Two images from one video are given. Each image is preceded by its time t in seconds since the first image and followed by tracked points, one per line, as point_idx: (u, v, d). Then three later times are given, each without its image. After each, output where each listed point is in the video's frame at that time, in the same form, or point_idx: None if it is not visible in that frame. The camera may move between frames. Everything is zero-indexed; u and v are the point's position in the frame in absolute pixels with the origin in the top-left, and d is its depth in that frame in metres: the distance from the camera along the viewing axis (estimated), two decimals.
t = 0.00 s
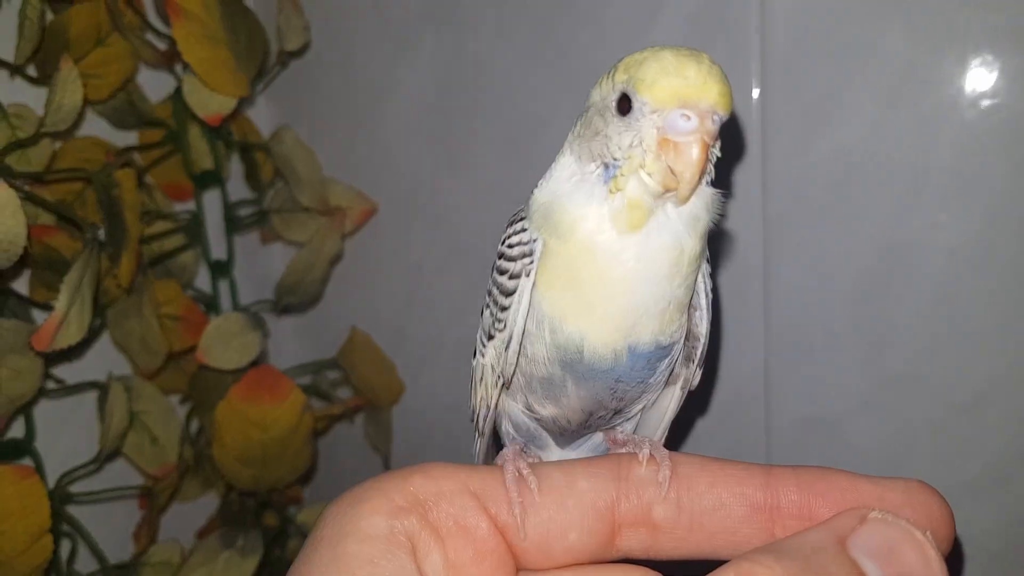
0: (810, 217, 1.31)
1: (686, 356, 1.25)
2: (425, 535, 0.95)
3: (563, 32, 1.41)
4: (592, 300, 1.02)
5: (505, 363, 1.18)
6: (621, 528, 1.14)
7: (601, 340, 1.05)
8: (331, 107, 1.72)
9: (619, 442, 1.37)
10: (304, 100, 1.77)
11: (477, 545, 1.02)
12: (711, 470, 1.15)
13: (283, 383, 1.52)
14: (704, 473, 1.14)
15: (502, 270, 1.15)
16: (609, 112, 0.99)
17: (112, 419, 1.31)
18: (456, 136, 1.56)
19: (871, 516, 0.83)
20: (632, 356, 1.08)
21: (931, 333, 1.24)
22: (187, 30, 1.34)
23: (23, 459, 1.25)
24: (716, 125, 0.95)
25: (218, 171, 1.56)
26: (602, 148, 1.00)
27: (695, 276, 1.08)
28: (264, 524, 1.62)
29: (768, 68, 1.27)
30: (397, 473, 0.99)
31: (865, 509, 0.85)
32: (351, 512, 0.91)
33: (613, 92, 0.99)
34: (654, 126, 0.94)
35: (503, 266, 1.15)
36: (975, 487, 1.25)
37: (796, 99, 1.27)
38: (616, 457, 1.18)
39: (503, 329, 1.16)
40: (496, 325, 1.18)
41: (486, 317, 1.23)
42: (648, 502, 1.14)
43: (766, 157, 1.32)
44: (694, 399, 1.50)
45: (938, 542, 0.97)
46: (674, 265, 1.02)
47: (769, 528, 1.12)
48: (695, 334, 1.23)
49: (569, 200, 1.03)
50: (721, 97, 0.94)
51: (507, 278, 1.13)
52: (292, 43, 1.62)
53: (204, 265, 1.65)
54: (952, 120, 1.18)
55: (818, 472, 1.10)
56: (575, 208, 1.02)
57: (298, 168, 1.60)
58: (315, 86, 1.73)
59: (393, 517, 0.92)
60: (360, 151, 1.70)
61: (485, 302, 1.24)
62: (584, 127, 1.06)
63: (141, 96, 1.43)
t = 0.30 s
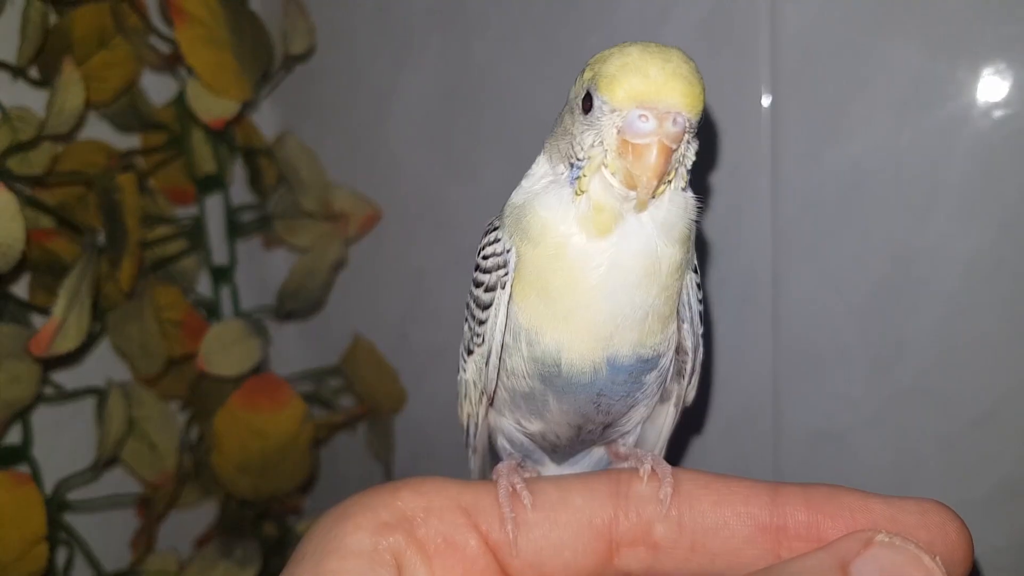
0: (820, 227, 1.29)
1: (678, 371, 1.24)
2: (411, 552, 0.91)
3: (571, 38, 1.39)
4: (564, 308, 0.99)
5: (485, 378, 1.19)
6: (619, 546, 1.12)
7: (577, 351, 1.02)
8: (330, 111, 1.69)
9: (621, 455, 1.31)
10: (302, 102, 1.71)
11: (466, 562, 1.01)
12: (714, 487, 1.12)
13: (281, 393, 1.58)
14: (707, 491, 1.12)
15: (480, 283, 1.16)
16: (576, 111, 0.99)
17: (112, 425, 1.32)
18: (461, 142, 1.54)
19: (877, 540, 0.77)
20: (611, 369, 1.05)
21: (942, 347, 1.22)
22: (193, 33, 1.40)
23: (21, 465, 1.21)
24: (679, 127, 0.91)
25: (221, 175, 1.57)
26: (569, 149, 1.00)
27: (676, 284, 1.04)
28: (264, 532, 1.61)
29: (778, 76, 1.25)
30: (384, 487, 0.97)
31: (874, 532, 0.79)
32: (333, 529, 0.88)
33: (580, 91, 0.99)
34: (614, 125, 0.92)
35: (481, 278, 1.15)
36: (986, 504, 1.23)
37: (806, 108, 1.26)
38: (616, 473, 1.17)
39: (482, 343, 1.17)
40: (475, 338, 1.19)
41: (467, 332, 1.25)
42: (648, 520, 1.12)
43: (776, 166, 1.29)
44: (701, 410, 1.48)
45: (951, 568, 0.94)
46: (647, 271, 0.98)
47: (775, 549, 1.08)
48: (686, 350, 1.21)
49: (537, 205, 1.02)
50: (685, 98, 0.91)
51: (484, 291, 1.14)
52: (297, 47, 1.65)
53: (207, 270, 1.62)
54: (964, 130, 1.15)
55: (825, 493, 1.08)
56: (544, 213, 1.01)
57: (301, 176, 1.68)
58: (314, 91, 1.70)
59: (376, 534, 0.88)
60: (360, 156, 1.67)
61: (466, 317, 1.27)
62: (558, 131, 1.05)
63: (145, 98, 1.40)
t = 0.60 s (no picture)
0: (827, 237, 1.27)
1: (678, 393, 1.22)
2: None
3: (576, 43, 1.39)
4: (541, 331, 0.98)
5: (468, 399, 1.18)
6: None
7: (557, 374, 1.00)
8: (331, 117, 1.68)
9: (624, 478, 1.28)
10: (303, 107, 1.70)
11: None
12: (715, 520, 1.10)
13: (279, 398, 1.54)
14: (709, 523, 1.09)
15: (459, 301, 1.15)
16: (545, 121, 0.98)
17: (105, 433, 1.29)
18: (463, 148, 1.53)
19: None
20: (596, 392, 1.03)
21: (951, 359, 1.20)
22: (191, 35, 1.38)
23: (13, 471, 1.20)
24: (649, 135, 0.90)
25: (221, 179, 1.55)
26: (538, 160, 0.99)
27: (660, 303, 1.01)
28: (261, 542, 1.59)
29: (785, 83, 1.24)
30: (373, 511, 1.02)
31: None
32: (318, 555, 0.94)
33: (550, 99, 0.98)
34: (581, 134, 0.91)
35: (460, 295, 1.15)
36: (995, 519, 1.21)
37: (813, 115, 1.24)
38: (614, 500, 1.15)
39: (462, 363, 1.17)
40: (456, 359, 1.19)
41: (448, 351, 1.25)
42: (646, 553, 1.08)
43: (782, 175, 1.27)
44: (705, 422, 1.46)
45: None
46: (625, 290, 0.97)
47: None
48: (683, 371, 1.18)
49: (509, 223, 1.01)
50: (655, 103, 0.90)
51: (462, 309, 1.14)
52: (297, 49, 1.63)
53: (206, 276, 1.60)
54: (974, 138, 1.13)
55: (836, 528, 1.04)
56: (515, 231, 1.00)
57: (301, 178, 1.65)
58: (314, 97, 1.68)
59: (356, 560, 0.94)
60: (361, 162, 1.66)
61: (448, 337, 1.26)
62: (529, 142, 1.05)
63: (144, 101, 1.40)
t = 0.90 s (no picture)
0: (834, 243, 1.26)
1: (665, 433, 1.20)
2: None
3: (585, 48, 1.40)
4: (522, 367, 1.00)
5: (457, 434, 1.19)
6: None
7: (536, 410, 1.02)
8: (342, 122, 1.69)
9: (614, 513, 1.25)
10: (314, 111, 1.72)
11: None
12: (696, 553, 1.08)
13: (286, 400, 1.53)
14: (687, 555, 1.08)
15: (449, 338, 1.17)
16: (526, 173, 1.00)
17: (113, 431, 1.30)
18: (470, 151, 1.53)
19: None
20: (576, 429, 1.03)
21: (961, 367, 1.19)
22: (201, 38, 1.38)
23: (23, 469, 1.21)
24: (620, 194, 0.92)
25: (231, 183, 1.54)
26: (520, 209, 1.02)
27: (638, 343, 1.02)
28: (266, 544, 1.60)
29: (794, 89, 1.23)
30: (370, 539, 1.07)
31: None
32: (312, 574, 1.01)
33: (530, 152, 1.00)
34: (557, 191, 0.94)
35: (450, 334, 1.17)
36: (1005, 528, 1.19)
37: (822, 120, 1.23)
38: (595, 532, 1.14)
39: (451, 399, 1.18)
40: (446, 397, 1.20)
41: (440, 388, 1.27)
42: None
43: (791, 180, 1.27)
44: (710, 429, 1.44)
45: None
46: (600, 329, 0.99)
47: None
48: (664, 412, 1.15)
49: (491, 267, 1.05)
50: (625, 165, 0.91)
51: (451, 347, 1.17)
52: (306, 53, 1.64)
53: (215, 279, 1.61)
54: (984, 144, 1.13)
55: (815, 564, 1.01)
56: (496, 273, 1.03)
57: (311, 182, 1.64)
58: (326, 102, 1.70)
59: None
60: (371, 166, 1.67)
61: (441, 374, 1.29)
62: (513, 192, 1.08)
63: (155, 105, 1.41)
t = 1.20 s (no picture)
0: (834, 246, 1.25)
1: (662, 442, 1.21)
2: None
3: (586, 51, 1.40)
4: (496, 380, 1.00)
5: (441, 442, 1.20)
6: None
7: (513, 421, 1.01)
8: (343, 126, 1.68)
9: (613, 521, 1.26)
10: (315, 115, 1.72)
11: None
12: (692, 570, 1.08)
13: (285, 404, 1.54)
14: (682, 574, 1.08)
15: (425, 345, 1.19)
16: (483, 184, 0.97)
17: (111, 436, 1.30)
18: (469, 155, 1.53)
19: None
20: (557, 439, 1.03)
21: (962, 371, 1.18)
22: (199, 44, 1.39)
23: (21, 474, 1.22)
24: (573, 215, 0.89)
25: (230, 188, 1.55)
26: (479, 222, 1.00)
27: (618, 351, 1.00)
28: (266, 548, 1.60)
29: (795, 91, 1.23)
30: (354, 549, 1.10)
31: None
32: None
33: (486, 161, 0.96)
34: (510, 210, 0.91)
35: (427, 340, 1.19)
36: (1008, 534, 1.18)
37: (822, 122, 1.23)
38: (592, 547, 1.14)
39: (431, 407, 1.19)
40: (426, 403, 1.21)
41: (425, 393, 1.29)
42: None
43: (790, 183, 1.26)
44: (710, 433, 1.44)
45: None
46: (574, 340, 0.97)
47: None
48: (656, 419, 1.14)
49: (458, 279, 1.05)
50: (573, 185, 0.88)
51: (427, 354, 1.18)
52: (306, 57, 1.64)
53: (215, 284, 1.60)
54: (985, 146, 1.12)
55: None
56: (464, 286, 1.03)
57: (311, 187, 1.65)
58: (328, 106, 1.69)
59: None
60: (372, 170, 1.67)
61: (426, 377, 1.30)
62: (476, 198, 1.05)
63: (156, 110, 1.42)
